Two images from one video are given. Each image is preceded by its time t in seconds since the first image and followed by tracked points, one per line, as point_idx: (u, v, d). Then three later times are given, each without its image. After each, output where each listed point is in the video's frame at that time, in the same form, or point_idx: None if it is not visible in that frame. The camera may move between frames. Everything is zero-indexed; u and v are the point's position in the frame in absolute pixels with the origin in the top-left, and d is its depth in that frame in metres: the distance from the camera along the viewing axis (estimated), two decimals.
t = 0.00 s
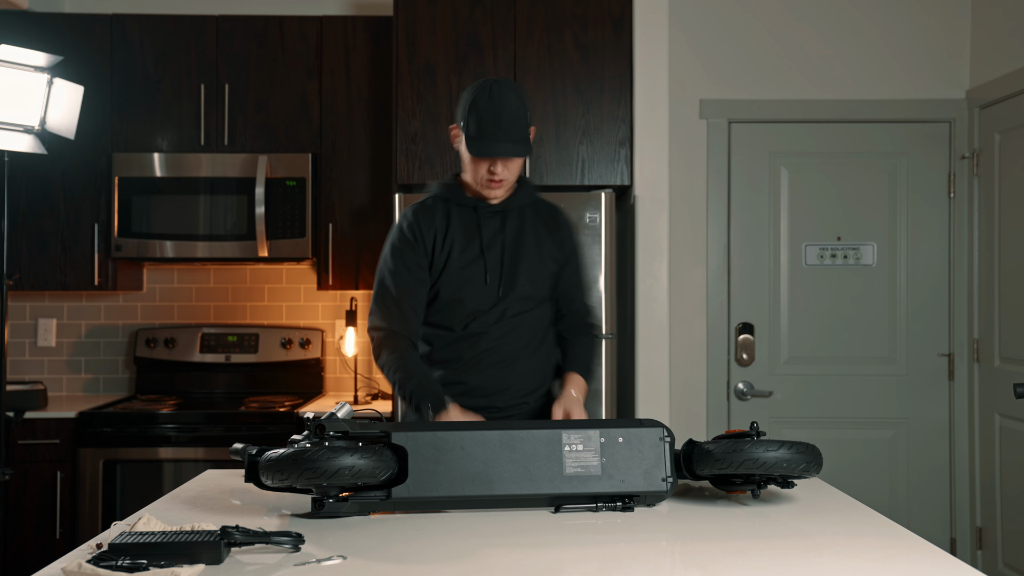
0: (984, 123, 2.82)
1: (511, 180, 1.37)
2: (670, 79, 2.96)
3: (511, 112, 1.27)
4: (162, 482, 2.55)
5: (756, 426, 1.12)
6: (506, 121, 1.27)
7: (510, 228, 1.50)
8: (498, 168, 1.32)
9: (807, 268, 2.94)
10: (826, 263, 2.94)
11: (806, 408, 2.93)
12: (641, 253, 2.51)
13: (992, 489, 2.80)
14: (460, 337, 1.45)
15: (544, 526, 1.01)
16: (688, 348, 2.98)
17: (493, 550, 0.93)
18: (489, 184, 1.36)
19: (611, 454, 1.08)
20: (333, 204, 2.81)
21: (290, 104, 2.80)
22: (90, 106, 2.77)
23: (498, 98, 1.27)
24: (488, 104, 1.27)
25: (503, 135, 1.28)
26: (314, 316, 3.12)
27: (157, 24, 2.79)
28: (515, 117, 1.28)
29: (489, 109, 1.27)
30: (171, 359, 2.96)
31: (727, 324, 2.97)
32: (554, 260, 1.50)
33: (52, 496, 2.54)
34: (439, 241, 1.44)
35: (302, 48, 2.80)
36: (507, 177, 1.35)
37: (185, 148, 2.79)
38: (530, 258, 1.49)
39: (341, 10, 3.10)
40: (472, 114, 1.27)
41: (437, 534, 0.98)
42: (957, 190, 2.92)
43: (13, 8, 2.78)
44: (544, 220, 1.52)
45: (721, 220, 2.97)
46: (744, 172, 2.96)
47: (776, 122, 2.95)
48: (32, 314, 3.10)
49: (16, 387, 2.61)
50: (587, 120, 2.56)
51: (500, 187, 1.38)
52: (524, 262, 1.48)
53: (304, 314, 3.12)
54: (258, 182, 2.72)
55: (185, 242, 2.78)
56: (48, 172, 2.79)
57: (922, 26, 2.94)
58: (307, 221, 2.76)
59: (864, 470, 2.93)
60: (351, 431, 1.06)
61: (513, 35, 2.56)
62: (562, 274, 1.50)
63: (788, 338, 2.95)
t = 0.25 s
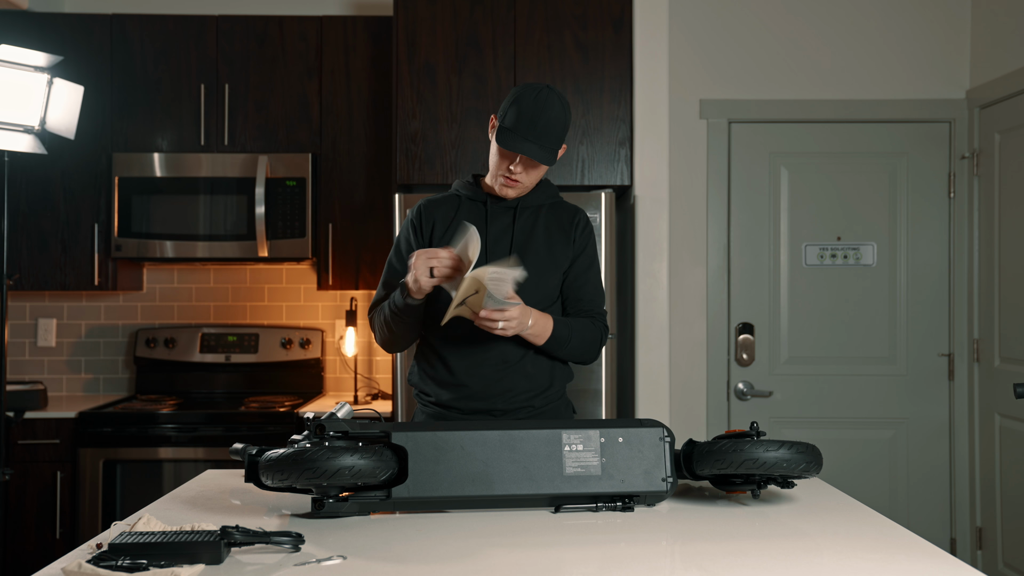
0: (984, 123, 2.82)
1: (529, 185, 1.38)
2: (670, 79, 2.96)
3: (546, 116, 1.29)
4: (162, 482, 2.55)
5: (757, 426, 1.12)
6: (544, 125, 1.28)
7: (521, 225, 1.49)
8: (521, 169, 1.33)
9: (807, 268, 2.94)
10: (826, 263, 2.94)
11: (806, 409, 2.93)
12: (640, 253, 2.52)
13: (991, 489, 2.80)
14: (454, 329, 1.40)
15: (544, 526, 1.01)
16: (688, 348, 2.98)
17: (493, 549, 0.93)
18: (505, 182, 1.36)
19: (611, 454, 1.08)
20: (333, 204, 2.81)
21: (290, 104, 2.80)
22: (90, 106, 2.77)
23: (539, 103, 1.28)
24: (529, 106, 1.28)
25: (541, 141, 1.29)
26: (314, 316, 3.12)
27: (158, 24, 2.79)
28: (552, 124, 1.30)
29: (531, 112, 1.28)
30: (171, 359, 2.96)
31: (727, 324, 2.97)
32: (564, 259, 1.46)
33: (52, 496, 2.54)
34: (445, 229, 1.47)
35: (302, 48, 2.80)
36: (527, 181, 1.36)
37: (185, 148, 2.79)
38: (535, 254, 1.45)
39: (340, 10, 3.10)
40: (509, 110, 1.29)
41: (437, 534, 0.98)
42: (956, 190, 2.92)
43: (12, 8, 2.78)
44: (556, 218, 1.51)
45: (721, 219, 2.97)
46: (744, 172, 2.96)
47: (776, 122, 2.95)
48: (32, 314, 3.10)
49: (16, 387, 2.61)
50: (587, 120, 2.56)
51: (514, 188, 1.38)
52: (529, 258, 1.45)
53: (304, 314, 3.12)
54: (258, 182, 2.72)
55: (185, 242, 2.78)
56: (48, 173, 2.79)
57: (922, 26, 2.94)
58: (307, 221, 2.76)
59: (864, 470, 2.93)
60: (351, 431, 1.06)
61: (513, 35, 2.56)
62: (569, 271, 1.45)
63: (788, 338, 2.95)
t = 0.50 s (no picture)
0: (984, 123, 2.82)
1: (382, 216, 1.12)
2: (670, 79, 2.96)
3: (355, 138, 1.03)
4: (162, 482, 2.55)
5: (757, 425, 1.12)
6: (355, 148, 1.03)
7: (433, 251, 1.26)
8: (357, 198, 1.06)
9: (807, 268, 2.94)
10: (826, 263, 2.94)
11: (806, 409, 2.93)
12: (640, 253, 2.52)
13: (991, 489, 2.80)
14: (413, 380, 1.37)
15: (544, 526, 1.01)
16: (688, 348, 2.98)
17: (493, 549, 0.93)
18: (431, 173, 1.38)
19: (611, 454, 1.08)
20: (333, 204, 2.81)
21: (290, 103, 2.80)
22: (90, 106, 2.77)
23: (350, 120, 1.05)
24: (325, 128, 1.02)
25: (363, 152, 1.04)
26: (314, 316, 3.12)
27: (157, 24, 2.79)
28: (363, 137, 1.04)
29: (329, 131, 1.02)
30: (171, 359, 2.96)
31: (727, 324, 2.97)
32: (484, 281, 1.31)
33: (52, 496, 2.54)
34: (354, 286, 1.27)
35: (302, 48, 2.80)
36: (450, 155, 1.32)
37: (185, 147, 2.79)
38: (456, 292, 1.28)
39: (340, 10, 3.10)
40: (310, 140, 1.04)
41: (437, 534, 0.98)
42: (956, 190, 2.92)
43: (12, 8, 2.78)
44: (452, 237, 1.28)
45: (721, 219, 2.97)
46: (744, 172, 2.96)
47: (776, 122, 2.95)
48: (32, 314, 3.10)
49: (16, 387, 2.61)
50: (587, 120, 2.56)
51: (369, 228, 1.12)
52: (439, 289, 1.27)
53: (304, 314, 3.12)
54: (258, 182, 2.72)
55: (185, 242, 2.78)
56: (49, 173, 2.79)
57: (922, 26, 2.94)
58: (308, 221, 2.76)
59: (864, 470, 2.93)
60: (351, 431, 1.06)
61: (513, 35, 2.56)
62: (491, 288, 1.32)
63: (788, 338, 2.95)
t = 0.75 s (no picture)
0: (984, 123, 2.82)
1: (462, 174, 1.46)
2: (670, 79, 2.96)
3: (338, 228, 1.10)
4: (162, 482, 2.55)
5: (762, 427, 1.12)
6: (442, 116, 1.34)
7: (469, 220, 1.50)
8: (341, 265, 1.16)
9: (807, 268, 2.94)
10: (826, 263, 2.94)
11: (805, 409, 2.93)
12: (640, 253, 2.52)
13: (992, 489, 2.80)
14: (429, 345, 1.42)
15: (544, 527, 1.01)
16: (688, 348, 2.98)
17: (493, 548, 0.93)
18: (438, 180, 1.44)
19: (612, 454, 1.07)
20: (333, 204, 2.81)
21: (290, 103, 2.80)
22: (90, 106, 2.78)
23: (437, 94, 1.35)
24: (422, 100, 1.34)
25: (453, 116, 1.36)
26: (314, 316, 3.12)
27: (157, 24, 2.79)
28: (452, 102, 1.36)
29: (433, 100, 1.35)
30: (171, 359, 2.96)
31: (727, 324, 2.97)
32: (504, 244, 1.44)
33: (52, 496, 2.54)
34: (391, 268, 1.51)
35: (302, 47, 2.80)
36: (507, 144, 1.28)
37: (185, 147, 2.79)
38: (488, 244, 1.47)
39: (340, 10, 3.10)
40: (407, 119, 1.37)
41: (437, 534, 0.98)
42: (956, 190, 2.92)
43: (12, 8, 2.78)
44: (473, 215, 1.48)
45: (721, 219, 2.97)
46: (744, 172, 2.96)
47: (776, 122, 2.95)
48: (32, 314, 3.10)
49: (16, 387, 2.61)
50: (587, 120, 2.56)
51: (451, 182, 1.45)
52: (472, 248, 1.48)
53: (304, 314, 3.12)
54: (258, 182, 2.72)
55: (185, 242, 2.78)
56: (49, 173, 2.79)
57: (921, 26, 2.94)
58: (307, 221, 2.76)
59: (864, 470, 2.93)
60: (352, 434, 1.07)
61: (513, 35, 2.56)
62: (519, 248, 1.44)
63: (788, 338, 2.95)
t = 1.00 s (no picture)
0: (984, 123, 2.82)
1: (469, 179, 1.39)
2: (670, 79, 2.96)
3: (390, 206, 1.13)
4: (162, 482, 2.55)
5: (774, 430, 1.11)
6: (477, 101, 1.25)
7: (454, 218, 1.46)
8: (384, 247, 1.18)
9: (807, 268, 2.94)
10: (826, 263, 2.94)
11: (805, 409, 2.93)
12: (640, 253, 2.52)
13: (991, 489, 2.80)
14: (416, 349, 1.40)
15: (545, 527, 1.01)
16: (688, 348, 2.98)
17: (494, 548, 0.93)
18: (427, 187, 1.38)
19: (616, 455, 1.07)
20: (333, 204, 2.81)
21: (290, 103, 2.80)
22: (90, 106, 2.78)
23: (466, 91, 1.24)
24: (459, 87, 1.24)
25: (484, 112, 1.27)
26: (314, 317, 3.12)
27: (157, 24, 2.79)
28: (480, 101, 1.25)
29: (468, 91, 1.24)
30: (172, 359, 2.96)
31: (727, 324, 2.97)
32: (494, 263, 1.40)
33: (52, 496, 2.54)
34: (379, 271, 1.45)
35: (302, 48, 2.80)
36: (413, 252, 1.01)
37: (185, 148, 2.79)
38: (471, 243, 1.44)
39: (341, 10, 3.10)
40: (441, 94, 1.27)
41: (439, 534, 0.98)
42: (956, 190, 2.92)
43: (12, 8, 2.78)
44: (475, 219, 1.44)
45: (721, 219, 2.97)
46: (744, 172, 2.96)
47: (776, 122, 2.95)
48: (32, 314, 3.10)
49: (16, 387, 2.61)
50: (587, 120, 2.56)
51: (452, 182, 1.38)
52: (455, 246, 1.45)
53: (304, 314, 3.12)
54: (258, 182, 2.72)
55: (185, 241, 2.78)
56: (49, 173, 2.79)
57: (921, 26, 2.94)
58: (307, 221, 2.76)
59: (864, 470, 2.93)
60: (355, 432, 1.07)
61: (513, 36, 2.56)
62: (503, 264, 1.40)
63: (788, 338, 2.95)
